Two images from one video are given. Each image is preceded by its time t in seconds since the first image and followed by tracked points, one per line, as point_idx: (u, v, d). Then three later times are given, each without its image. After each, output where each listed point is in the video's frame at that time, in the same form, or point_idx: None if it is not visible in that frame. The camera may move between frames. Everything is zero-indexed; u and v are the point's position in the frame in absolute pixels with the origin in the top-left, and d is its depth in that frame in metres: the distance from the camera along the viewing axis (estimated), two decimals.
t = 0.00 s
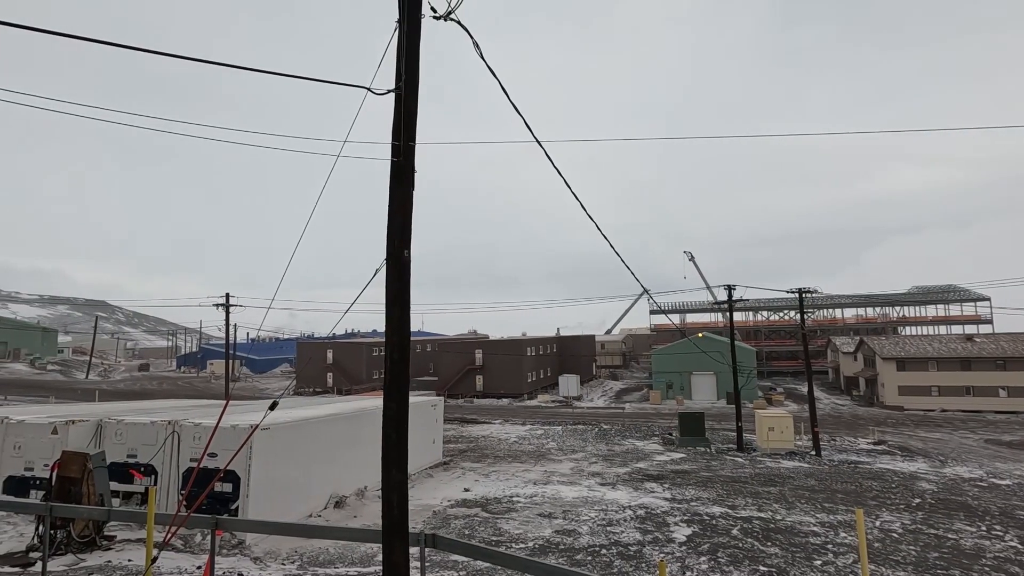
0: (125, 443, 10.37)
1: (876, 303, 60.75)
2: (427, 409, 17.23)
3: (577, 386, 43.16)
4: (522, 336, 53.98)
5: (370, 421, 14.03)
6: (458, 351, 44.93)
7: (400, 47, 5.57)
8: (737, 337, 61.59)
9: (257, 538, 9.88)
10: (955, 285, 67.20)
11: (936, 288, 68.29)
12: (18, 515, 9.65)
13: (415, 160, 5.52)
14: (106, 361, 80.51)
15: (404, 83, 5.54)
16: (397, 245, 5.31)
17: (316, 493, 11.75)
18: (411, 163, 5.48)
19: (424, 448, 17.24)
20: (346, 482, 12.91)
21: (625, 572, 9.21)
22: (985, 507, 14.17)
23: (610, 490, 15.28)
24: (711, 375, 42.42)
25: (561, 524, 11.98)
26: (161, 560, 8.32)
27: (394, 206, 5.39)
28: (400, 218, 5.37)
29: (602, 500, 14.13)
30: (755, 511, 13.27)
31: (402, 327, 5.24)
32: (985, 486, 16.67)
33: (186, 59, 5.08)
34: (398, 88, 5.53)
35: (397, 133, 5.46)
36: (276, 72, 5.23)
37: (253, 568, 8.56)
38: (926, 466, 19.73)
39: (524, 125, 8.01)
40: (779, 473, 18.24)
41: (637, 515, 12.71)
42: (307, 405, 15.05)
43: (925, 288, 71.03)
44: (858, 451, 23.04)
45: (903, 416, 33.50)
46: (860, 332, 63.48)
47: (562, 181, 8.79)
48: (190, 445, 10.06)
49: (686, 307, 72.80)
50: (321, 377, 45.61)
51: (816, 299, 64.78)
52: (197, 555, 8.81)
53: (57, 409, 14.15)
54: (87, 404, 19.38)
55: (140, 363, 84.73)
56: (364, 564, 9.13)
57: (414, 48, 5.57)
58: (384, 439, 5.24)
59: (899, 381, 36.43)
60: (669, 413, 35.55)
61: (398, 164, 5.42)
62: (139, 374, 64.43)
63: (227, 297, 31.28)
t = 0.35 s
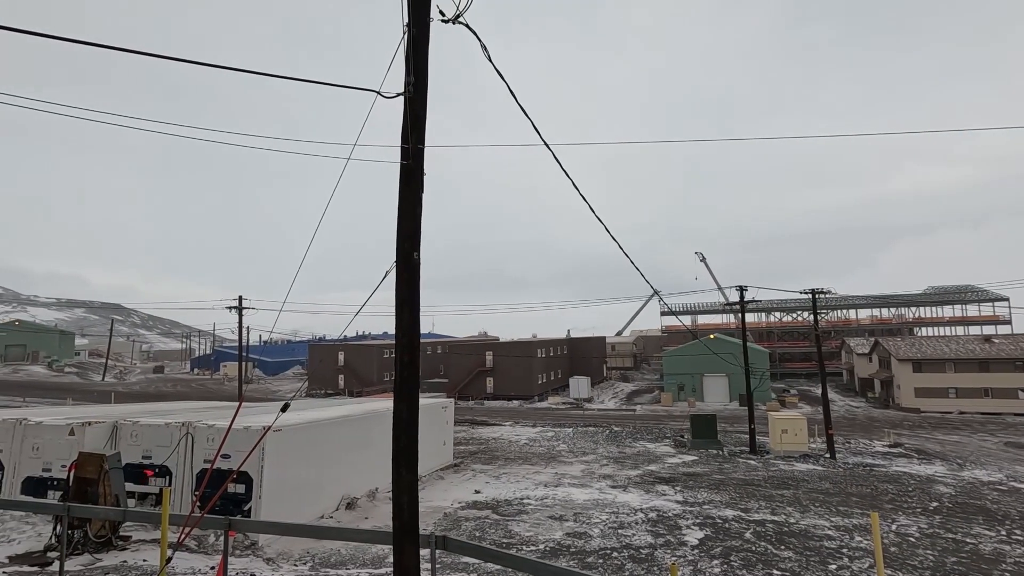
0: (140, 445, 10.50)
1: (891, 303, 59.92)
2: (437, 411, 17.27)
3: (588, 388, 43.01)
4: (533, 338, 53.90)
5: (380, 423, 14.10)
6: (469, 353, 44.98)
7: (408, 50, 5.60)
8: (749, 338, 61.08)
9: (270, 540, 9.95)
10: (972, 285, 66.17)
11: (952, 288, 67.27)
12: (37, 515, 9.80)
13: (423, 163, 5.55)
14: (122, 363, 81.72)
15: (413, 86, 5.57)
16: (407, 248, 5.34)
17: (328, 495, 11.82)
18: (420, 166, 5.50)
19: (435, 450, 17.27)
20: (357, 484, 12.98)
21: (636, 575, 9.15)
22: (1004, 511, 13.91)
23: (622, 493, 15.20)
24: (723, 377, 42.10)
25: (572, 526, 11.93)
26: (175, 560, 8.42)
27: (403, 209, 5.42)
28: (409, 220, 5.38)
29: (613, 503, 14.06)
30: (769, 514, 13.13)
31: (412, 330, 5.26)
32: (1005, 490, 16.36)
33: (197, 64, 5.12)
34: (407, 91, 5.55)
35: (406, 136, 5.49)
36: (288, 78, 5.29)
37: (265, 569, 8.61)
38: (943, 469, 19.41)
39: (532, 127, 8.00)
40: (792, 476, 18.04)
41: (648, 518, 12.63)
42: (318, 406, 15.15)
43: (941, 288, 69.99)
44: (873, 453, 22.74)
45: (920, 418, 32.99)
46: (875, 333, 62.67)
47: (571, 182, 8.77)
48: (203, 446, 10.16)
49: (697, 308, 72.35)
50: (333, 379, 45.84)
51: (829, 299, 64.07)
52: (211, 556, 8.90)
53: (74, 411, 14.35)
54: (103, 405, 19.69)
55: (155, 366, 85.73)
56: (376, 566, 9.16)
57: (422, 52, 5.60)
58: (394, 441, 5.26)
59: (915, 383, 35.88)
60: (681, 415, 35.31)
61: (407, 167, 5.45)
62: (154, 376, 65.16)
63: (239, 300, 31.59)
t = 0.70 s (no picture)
0: (179, 443, 10.84)
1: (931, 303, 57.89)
2: (465, 412, 17.38)
3: (615, 389, 42.67)
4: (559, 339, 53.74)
5: (409, 423, 14.26)
6: (495, 354, 45.12)
7: (436, 55, 5.66)
8: (781, 339, 59.73)
9: (302, 537, 10.14)
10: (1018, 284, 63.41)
11: (997, 287, 64.59)
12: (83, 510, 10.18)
13: (452, 166, 5.58)
14: (160, 364, 84.52)
15: (441, 90, 5.62)
16: (435, 251, 5.39)
17: (358, 495, 11.99)
18: (448, 170, 5.55)
19: (463, 450, 17.34)
20: (386, 484, 13.14)
21: None
22: None
23: (651, 496, 15.02)
24: (754, 378, 41.27)
25: (601, 528, 11.85)
26: (213, 556, 8.64)
27: (432, 212, 5.45)
28: (438, 223, 5.43)
29: (642, 505, 13.90)
30: (803, 519, 12.80)
31: (442, 331, 5.30)
32: None
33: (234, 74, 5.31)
34: (436, 94, 5.60)
35: (434, 140, 5.54)
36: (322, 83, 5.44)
37: (298, 566, 8.77)
38: (989, 476, 18.62)
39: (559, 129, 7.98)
40: (828, 480, 17.55)
41: (679, 521, 12.46)
42: (347, 407, 15.36)
43: (985, 287, 67.31)
44: (914, 458, 21.94)
45: (964, 422, 31.71)
46: (915, 333, 60.58)
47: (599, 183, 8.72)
48: (238, 445, 10.43)
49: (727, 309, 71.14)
50: (362, 380, 46.54)
51: (865, 299, 62.22)
52: (246, 552, 9.11)
53: (117, 410, 14.89)
54: (143, 405, 20.38)
55: (191, 367, 88.33)
56: (406, 565, 9.24)
57: (450, 55, 5.64)
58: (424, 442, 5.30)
59: (957, 386, 34.52)
60: (711, 417, 34.72)
61: (436, 170, 5.49)
62: (190, 376, 67.11)
63: (272, 303, 32.36)
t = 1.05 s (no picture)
0: (203, 440, 11.05)
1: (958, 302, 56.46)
2: (482, 410, 17.46)
3: (633, 389, 42.42)
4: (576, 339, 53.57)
5: (427, 422, 14.35)
6: (512, 353, 45.12)
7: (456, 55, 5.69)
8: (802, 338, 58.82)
9: (323, 534, 10.27)
10: None
11: None
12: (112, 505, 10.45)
13: (471, 166, 5.62)
14: (184, 363, 86.12)
15: (461, 91, 5.65)
16: (455, 251, 5.42)
17: (377, 493, 12.11)
18: (467, 170, 5.58)
19: (480, 449, 17.42)
20: (406, 481, 13.25)
21: None
22: None
23: (670, 496, 14.92)
24: (775, 378, 40.70)
25: (619, 528, 11.81)
26: (237, 551, 8.79)
27: (451, 212, 5.49)
28: (457, 223, 5.46)
29: (661, 505, 13.82)
30: (826, 521, 12.61)
31: (461, 330, 5.34)
32: None
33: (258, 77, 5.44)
34: (455, 95, 5.64)
35: (453, 141, 5.57)
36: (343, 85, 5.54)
37: (320, 562, 8.88)
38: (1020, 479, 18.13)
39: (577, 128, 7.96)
40: (851, 482, 17.24)
41: (698, 522, 12.36)
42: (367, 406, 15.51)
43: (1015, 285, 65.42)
44: (940, 460, 21.48)
45: (993, 424, 30.93)
46: (941, 333, 59.18)
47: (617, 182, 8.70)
48: (260, 443, 10.60)
49: (746, 307, 70.21)
50: (380, 378, 46.89)
51: (890, 298, 60.94)
52: (269, 548, 9.27)
53: (144, 407, 15.26)
54: (168, 403, 20.80)
55: (214, 366, 89.86)
56: (425, 563, 9.32)
57: (470, 55, 5.67)
58: (444, 439, 5.34)
59: (986, 386, 33.66)
60: (731, 417, 34.33)
61: (455, 170, 5.53)
62: (212, 375, 68.15)
63: (292, 302, 32.80)
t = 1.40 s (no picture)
0: (217, 438, 11.19)
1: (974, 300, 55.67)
2: (493, 409, 17.52)
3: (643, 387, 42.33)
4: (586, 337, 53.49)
5: (438, 420, 14.42)
6: (521, 352, 45.12)
7: (468, 55, 5.71)
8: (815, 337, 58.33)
9: (336, 531, 10.36)
10: None
11: None
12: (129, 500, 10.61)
13: (483, 166, 5.63)
14: (198, 361, 87.26)
15: (473, 91, 5.67)
16: (467, 250, 5.44)
17: (389, 490, 12.19)
18: (479, 170, 5.60)
19: (491, 447, 17.47)
20: (417, 478, 13.32)
21: None
22: None
23: (681, 494, 14.88)
24: (787, 377, 40.39)
25: (630, 527, 11.81)
26: (251, 547, 8.90)
27: (463, 211, 5.51)
28: (469, 223, 5.48)
29: (672, 504, 13.79)
30: (839, 521, 12.52)
31: (473, 329, 5.35)
32: None
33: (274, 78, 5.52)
34: (467, 95, 5.66)
35: (466, 140, 5.59)
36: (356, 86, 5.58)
37: (333, 558, 8.96)
38: None
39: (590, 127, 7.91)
40: (864, 482, 17.09)
41: (710, 521, 12.32)
42: (378, 403, 15.60)
43: None
44: (956, 460, 21.20)
45: (1009, 424, 30.49)
46: (957, 331, 58.40)
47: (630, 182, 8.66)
48: (274, 440, 10.71)
49: (757, 306, 69.71)
50: (390, 376, 47.13)
51: (904, 296, 60.21)
52: (283, 544, 9.37)
53: (159, 404, 15.45)
54: (182, 400, 21.14)
55: (226, 363, 90.74)
56: (437, 560, 9.37)
57: (482, 55, 5.68)
58: (457, 437, 5.37)
59: (1003, 386, 33.18)
60: (742, 416, 34.14)
61: (467, 170, 5.55)
62: (225, 372, 68.94)
63: (303, 300, 33.07)
